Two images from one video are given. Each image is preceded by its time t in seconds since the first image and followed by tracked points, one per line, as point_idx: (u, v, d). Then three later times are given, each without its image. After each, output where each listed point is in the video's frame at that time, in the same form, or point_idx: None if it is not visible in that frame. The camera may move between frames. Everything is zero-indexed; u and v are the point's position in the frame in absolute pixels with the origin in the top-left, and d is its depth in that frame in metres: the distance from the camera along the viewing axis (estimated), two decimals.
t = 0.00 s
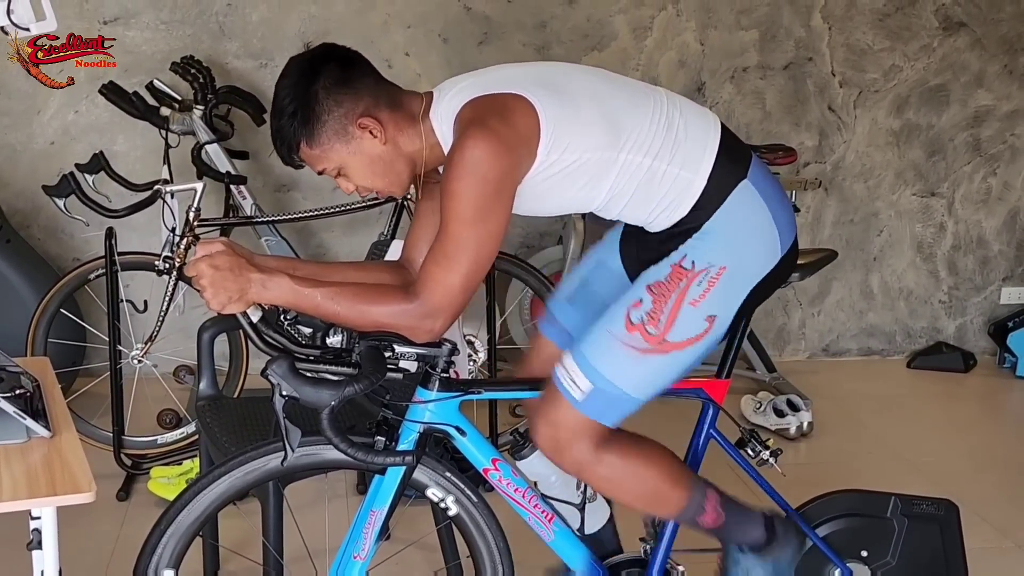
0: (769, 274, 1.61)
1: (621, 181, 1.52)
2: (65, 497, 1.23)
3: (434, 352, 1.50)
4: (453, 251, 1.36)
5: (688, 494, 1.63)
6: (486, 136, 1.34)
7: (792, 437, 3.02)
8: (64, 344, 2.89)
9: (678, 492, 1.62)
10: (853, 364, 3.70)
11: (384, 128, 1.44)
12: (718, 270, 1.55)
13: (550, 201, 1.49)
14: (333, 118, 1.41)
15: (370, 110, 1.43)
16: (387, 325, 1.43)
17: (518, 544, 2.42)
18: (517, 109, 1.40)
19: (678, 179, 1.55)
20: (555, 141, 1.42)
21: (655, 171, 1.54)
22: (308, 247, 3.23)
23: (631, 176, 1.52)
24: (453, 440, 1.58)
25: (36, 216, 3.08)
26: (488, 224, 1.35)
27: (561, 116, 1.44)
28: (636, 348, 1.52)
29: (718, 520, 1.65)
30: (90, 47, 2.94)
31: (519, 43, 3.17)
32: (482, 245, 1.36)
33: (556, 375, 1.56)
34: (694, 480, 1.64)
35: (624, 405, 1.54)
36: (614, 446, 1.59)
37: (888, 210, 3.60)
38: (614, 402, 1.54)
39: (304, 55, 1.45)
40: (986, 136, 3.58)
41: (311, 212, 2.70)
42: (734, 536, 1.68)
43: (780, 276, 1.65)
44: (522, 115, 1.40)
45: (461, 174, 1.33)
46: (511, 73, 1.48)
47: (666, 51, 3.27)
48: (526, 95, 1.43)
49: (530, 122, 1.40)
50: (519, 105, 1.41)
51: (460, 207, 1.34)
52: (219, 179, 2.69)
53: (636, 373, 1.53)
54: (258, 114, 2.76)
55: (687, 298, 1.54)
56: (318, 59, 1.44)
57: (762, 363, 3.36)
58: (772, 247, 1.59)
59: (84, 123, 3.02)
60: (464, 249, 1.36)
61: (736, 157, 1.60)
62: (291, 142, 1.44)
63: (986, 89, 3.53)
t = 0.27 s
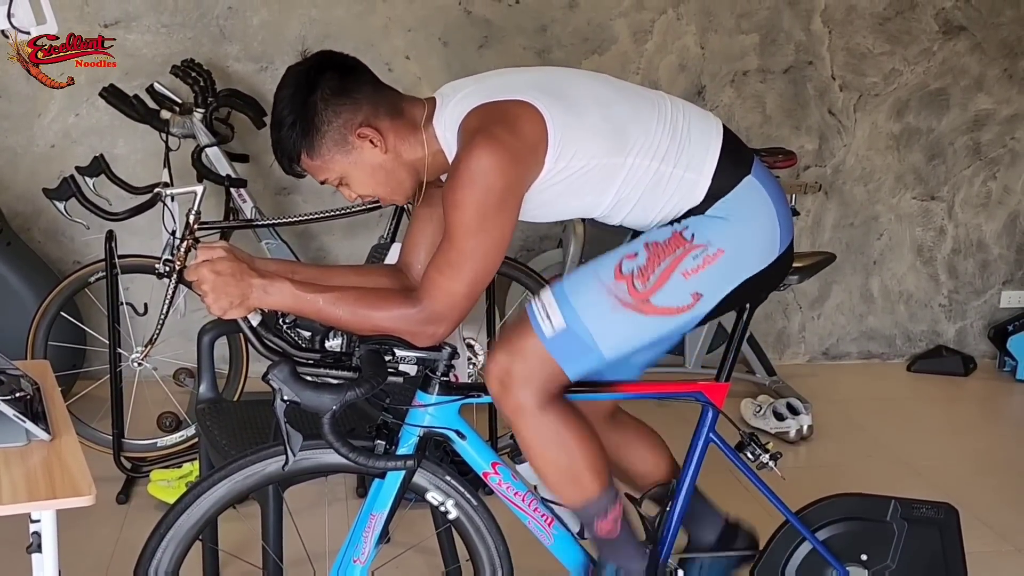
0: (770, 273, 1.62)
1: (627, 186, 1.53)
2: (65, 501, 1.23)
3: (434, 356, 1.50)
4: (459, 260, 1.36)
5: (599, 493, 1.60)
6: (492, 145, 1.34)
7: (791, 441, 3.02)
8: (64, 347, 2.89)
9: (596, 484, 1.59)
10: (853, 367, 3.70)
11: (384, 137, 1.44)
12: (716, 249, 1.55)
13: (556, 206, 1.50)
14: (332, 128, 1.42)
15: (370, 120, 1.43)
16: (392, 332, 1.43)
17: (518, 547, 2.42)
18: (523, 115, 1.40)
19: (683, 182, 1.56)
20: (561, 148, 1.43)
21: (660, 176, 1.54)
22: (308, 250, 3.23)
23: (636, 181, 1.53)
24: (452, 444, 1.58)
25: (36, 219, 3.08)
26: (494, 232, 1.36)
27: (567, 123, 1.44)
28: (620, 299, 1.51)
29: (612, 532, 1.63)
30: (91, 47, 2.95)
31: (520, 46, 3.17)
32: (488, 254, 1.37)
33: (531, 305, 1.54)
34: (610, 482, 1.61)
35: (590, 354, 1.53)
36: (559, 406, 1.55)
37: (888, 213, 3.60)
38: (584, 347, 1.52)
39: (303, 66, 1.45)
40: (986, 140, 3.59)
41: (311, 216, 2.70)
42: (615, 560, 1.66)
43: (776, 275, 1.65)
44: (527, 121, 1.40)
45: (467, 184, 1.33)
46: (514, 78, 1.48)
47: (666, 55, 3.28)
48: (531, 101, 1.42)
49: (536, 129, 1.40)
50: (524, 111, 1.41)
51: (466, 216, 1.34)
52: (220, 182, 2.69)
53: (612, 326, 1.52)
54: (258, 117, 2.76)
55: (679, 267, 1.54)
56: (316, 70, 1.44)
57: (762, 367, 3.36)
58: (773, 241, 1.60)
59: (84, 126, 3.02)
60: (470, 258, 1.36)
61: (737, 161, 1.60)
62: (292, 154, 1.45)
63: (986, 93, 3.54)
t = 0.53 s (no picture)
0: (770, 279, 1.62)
1: (618, 189, 1.53)
2: (65, 504, 1.23)
3: (435, 360, 1.50)
4: (454, 259, 1.36)
5: None
6: (485, 143, 1.34)
7: (791, 445, 3.02)
8: (64, 350, 2.89)
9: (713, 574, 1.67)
10: (852, 371, 3.70)
11: (383, 137, 1.44)
12: (729, 277, 1.56)
13: (549, 207, 1.50)
14: (331, 128, 1.42)
15: (369, 120, 1.44)
16: (388, 333, 1.43)
17: (518, 550, 2.43)
18: (516, 115, 1.40)
19: (677, 186, 1.56)
20: (553, 147, 1.43)
21: (654, 179, 1.54)
22: (308, 253, 3.23)
23: (630, 183, 1.53)
24: (453, 447, 1.58)
25: (36, 222, 3.08)
26: (489, 231, 1.36)
27: (560, 124, 1.44)
28: (672, 382, 1.56)
29: None
30: (91, 47, 2.95)
31: (519, 50, 3.17)
32: (483, 254, 1.37)
33: (609, 426, 1.62)
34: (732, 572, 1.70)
35: (679, 437, 1.59)
36: (676, 508, 1.65)
37: (887, 217, 3.60)
38: (668, 437, 1.59)
39: (301, 66, 1.45)
40: (985, 144, 3.59)
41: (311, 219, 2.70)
42: None
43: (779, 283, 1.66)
44: (521, 121, 1.40)
45: (460, 182, 1.33)
46: (509, 80, 1.48)
47: (666, 59, 3.28)
48: (525, 102, 1.43)
49: (528, 130, 1.41)
50: (518, 112, 1.41)
51: (460, 215, 1.34)
52: (220, 185, 2.70)
53: (677, 404, 1.57)
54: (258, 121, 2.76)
55: (706, 317, 1.56)
56: (315, 71, 1.44)
57: (762, 371, 3.36)
58: (774, 247, 1.60)
59: (84, 129, 3.02)
60: (465, 257, 1.36)
61: (736, 165, 1.61)
62: (291, 154, 1.45)
63: (985, 97, 3.54)
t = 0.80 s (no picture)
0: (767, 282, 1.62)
1: (620, 196, 1.53)
2: (66, 507, 1.23)
3: (434, 362, 1.50)
4: (452, 266, 1.37)
5: (628, 438, 1.57)
6: (482, 149, 1.34)
7: (790, 449, 3.02)
8: (63, 352, 2.89)
9: (621, 437, 1.57)
10: (851, 375, 3.71)
11: (378, 136, 1.45)
12: (717, 256, 1.55)
13: (550, 215, 1.50)
14: (324, 128, 1.42)
15: (362, 118, 1.44)
16: (387, 336, 1.44)
17: (517, 554, 2.42)
18: (515, 122, 1.41)
19: (677, 192, 1.56)
20: (553, 154, 1.43)
21: (654, 185, 1.54)
22: (307, 257, 3.23)
23: (630, 189, 1.53)
24: (452, 450, 1.58)
25: (36, 225, 3.08)
26: (487, 237, 1.36)
27: (559, 131, 1.44)
28: (621, 299, 1.50)
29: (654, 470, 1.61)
30: (91, 47, 2.94)
31: (519, 54, 3.18)
32: (481, 260, 1.37)
33: (529, 301, 1.52)
34: (636, 425, 1.58)
35: (582, 350, 1.51)
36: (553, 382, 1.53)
37: (886, 221, 3.61)
38: (577, 342, 1.50)
39: (293, 68, 1.46)
40: (984, 149, 3.60)
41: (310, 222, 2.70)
42: (667, 492, 1.62)
43: (775, 284, 1.66)
44: (520, 127, 1.41)
45: (458, 189, 1.33)
46: (509, 86, 1.49)
47: (665, 63, 3.28)
48: (523, 108, 1.43)
49: (527, 136, 1.41)
50: (516, 117, 1.41)
51: (458, 222, 1.34)
52: (219, 189, 2.70)
53: (614, 325, 1.50)
54: (258, 124, 2.76)
55: (681, 271, 1.53)
56: (305, 73, 1.45)
57: (761, 375, 3.36)
58: (769, 252, 1.60)
59: (84, 132, 3.02)
60: (463, 264, 1.36)
61: (734, 169, 1.61)
62: (286, 156, 1.46)
63: (983, 102, 3.55)
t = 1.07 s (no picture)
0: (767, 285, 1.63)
1: (624, 197, 1.53)
2: (66, 509, 1.23)
3: (433, 366, 1.50)
4: (458, 271, 1.37)
5: None
6: (491, 156, 1.34)
7: (788, 452, 3.02)
8: (61, 355, 2.88)
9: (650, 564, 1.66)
10: (849, 379, 3.71)
11: (381, 143, 1.45)
12: (718, 284, 1.56)
13: (554, 217, 1.51)
14: (327, 136, 1.42)
15: (366, 126, 1.44)
16: (390, 340, 1.44)
17: (515, 557, 2.42)
18: (521, 127, 1.41)
19: (680, 192, 1.57)
20: (559, 159, 1.43)
21: (657, 185, 1.55)
22: (305, 260, 3.23)
23: (634, 190, 1.53)
24: (451, 453, 1.58)
25: (34, 227, 3.08)
26: (494, 243, 1.36)
27: (564, 134, 1.45)
28: (650, 376, 1.55)
29: None
30: (91, 47, 2.94)
31: (518, 57, 3.18)
32: (488, 265, 1.37)
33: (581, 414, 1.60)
34: None
35: (653, 432, 1.57)
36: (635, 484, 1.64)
37: (884, 225, 3.61)
38: (642, 430, 1.56)
39: (295, 77, 1.46)
40: (981, 152, 3.60)
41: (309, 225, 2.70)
42: None
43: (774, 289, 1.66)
44: (526, 133, 1.41)
45: (467, 196, 1.34)
46: (512, 89, 1.49)
47: (663, 66, 3.29)
48: (527, 112, 1.44)
49: (535, 142, 1.41)
50: (523, 123, 1.42)
51: (466, 228, 1.35)
52: (218, 191, 2.70)
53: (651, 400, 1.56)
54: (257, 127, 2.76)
55: (691, 317, 1.56)
56: (308, 81, 1.45)
57: (759, 379, 3.36)
58: (768, 256, 1.60)
59: (83, 135, 3.02)
60: (469, 269, 1.37)
61: (735, 173, 1.62)
62: (289, 164, 1.45)
63: (981, 106, 3.56)
